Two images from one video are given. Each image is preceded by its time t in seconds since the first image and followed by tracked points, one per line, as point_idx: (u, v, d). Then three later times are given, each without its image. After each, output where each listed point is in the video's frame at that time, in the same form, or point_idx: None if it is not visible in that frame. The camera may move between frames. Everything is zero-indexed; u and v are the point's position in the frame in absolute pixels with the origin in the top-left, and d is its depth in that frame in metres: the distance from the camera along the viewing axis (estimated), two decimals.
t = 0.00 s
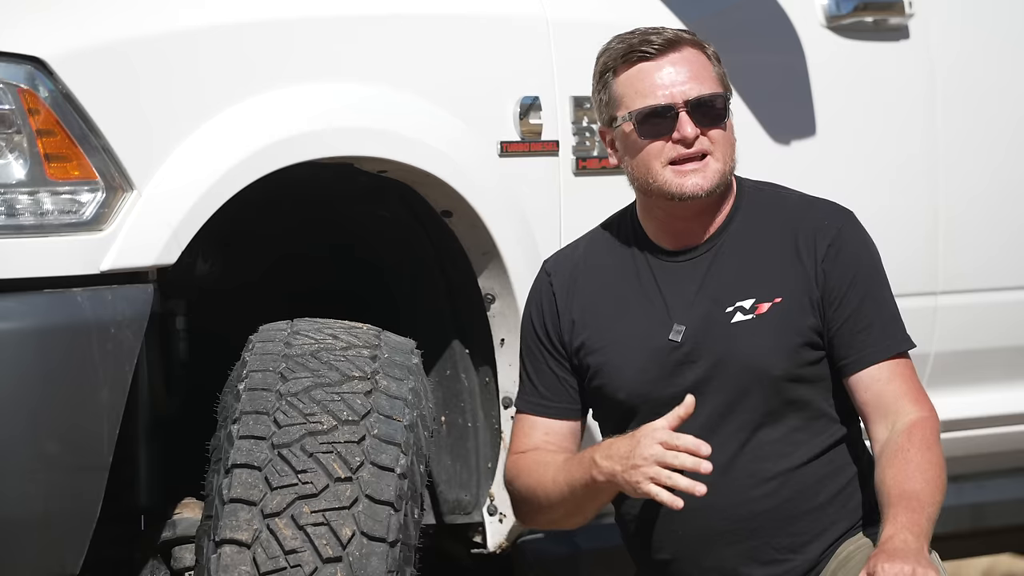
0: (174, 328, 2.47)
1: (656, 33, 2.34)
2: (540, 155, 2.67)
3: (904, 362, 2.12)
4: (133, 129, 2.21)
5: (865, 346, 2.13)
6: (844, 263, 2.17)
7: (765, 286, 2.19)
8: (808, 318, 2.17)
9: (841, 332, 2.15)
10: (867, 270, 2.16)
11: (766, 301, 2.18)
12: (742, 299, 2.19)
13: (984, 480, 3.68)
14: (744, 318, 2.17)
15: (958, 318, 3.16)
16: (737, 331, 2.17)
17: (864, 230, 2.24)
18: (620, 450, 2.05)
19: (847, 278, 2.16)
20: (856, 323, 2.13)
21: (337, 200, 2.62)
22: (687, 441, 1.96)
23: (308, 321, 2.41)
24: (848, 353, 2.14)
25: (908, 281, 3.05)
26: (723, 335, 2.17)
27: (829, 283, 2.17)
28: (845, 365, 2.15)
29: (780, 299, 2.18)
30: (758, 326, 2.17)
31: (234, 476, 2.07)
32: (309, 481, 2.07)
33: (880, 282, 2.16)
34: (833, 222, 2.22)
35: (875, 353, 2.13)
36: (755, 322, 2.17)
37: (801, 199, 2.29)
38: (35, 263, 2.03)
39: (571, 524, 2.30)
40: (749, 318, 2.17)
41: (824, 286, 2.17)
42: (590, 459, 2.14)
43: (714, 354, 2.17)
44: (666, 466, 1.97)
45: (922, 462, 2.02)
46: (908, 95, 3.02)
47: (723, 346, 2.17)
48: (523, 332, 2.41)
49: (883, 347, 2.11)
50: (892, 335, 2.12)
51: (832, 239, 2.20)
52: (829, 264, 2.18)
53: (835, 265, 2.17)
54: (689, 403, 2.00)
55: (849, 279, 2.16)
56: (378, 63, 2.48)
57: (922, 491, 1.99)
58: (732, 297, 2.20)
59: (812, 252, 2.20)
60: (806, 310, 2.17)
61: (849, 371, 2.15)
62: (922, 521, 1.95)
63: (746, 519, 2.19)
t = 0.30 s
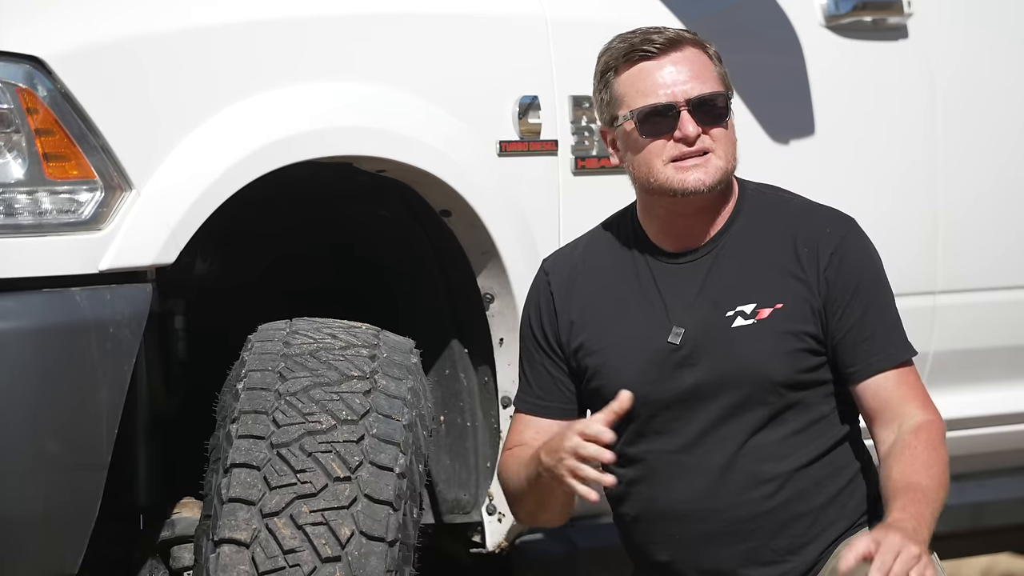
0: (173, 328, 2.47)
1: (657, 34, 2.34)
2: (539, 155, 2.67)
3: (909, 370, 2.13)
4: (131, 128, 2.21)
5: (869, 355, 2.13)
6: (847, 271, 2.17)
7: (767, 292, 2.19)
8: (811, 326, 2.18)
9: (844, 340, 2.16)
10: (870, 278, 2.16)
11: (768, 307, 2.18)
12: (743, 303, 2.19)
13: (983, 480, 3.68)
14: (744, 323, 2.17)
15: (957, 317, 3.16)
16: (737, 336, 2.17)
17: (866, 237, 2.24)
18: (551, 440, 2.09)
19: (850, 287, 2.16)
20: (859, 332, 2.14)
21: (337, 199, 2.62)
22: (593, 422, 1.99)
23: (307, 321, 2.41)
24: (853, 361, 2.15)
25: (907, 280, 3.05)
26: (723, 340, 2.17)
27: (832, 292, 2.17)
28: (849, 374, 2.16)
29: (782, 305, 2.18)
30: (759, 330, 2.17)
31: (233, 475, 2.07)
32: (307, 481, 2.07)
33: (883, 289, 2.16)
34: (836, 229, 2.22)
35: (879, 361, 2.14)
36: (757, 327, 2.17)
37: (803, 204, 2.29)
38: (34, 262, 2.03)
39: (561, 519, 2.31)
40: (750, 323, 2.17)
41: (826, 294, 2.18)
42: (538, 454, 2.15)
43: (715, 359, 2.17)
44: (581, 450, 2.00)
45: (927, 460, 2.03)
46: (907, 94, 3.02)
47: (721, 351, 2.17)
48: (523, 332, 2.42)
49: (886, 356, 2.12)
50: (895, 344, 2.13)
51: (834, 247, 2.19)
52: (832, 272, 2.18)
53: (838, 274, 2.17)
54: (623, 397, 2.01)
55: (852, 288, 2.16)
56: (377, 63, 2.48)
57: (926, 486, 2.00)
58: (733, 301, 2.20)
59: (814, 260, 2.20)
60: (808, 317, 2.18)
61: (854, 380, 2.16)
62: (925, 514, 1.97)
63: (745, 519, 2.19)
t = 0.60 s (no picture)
0: (172, 329, 2.47)
1: (661, 42, 2.33)
2: (538, 156, 2.67)
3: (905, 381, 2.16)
4: (131, 129, 2.21)
5: (868, 363, 2.16)
6: (851, 280, 2.19)
7: (770, 297, 2.19)
8: (814, 333, 2.19)
9: (844, 348, 2.18)
10: (873, 289, 2.18)
11: (771, 311, 2.18)
12: (746, 307, 2.19)
13: (982, 481, 3.67)
14: (748, 327, 2.18)
15: (956, 318, 3.16)
16: (739, 339, 2.17)
17: (871, 247, 2.25)
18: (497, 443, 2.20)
19: (853, 295, 2.18)
20: (859, 342, 2.17)
21: (336, 201, 2.62)
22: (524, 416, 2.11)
23: (306, 322, 2.41)
24: (852, 369, 2.18)
25: (906, 281, 3.05)
26: (724, 343, 2.17)
27: (835, 300, 2.19)
28: (848, 381, 2.19)
29: (786, 310, 2.18)
30: (762, 335, 2.17)
31: (232, 476, 2.07)
32: (306, 482, 2.07)
33: (884, 301, 2.18)
34: (841, 238, 2.22)
35: (878, 370, 2.17)
36: (759, 332, 2.17)
37: (809, 210, 2.28)
38: (33, 263, 2.03)
39: (539, 516, 2.34)
40: (753, 327, 2.17)
41: (829, 302, 2.20)
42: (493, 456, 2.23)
43: (715, 363, 2.17)
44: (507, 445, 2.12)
45: (903, 443, 2.06)
46: (907, 95, 3.02)
47: (722, 354, 2.17)
48: (523, 329, 2.41)
49: (885, 365, 2.15)
50: (894, 355, 2.15)
51: (839, 255, 2.20)
52: (836, 280, 2.20)
53: (842, 283, 2.19)
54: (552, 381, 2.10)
55: (855, 297, 2.17)
56: (377, 64, 2.48)
57: (893, 456, 2.03)
58: (736, 305, 2.20)
59: (819, 267, 2.21)
60: (811, 323, 2.19)
61: (852, 387, 2.19)
62: (879, 467, 1.99)
63: (745, 522, 2.19)
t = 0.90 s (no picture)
0: (172, 330, 2.47)
1: (654, 58, 2.23)
2: (538, 156, 2.67)
3: (899, 381, 2.15)
4: (131, 130, 2.21)
5: (861, 364, 2.15)
6: (845, 280, 2.18)
7: (765, 297, 2.20)
8: (807, 334, 2.19)
9: (838, 348, 2.18)
10: (867, 289, 2.17)
11: (765, 312, 2.18)
12: (741, 309, 2.19)
13: (981, 481, 3.67)
14: (743, 329, 2.18)
15: (956, 318, 3.16)
16: (735, 341, 2.17)
17: (867, 245, 2.24)
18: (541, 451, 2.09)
19: (847, 295, 2.17)
20: (851, 343, 2.16)
21: (336, 201, 2.62)
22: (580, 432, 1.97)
23: (306, 322, 2.41)
24: (846, 369, 2.17)
25: (906, 281, 3.05)
26: (720, 345, 2.18)
27: (829, 299, 2.18)
28: (842, 381, 2.18)
29: (780, 311, 2.18)
30: (757, 336, 2.17)
31: (232, 476, 2.07)
32: (306, 482, 2.07)
33: (879, 300, 2.17)
34: (836, 238, 2.22)
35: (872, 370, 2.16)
36: (754, 333, 2.17)
37: (805, 210, 2.28)
38: (33, 263, 2.03)
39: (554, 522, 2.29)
40: (747, 328, 2.18)
41: (824, 302, 2.19)
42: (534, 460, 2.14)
43: (711, 364, 2.17)
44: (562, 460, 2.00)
45: (892, 440, 2.06)
46: (906, 95, 3.02)
47: (718, 355, 2.17)
48: (521, 329, 2.41)
49: (879, 366, 2.14)
50: (888, 355, 2.14)
51: (834, 254, 2.20)
52: (830, 280, 2.19)
53: (835, 283, 2.18)
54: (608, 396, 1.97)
55: (848, 297, 2.17)
56: (376, 64, 2.48)
57: (878, 452, 2.03)
58: (732, 307, 2.20)
59: (813, 267, 2.20)
60: (805, 324, 2.19)
61: (846, 387, 2.18)
62: (861, 459, 1.99)
63: (745, 523, 2.19)
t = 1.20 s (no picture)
0: (171, 330, 2.47)
1: (647, 73, 2.21)
2: (538, 157, 2.67)
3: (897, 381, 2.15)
4: (130, 131, 2.21)
5: (858, 365, 2.15)
6: (841, 280, 2.18)
7: (763, 298, 2.20)
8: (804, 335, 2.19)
9: (835, 348, 2.18)
10: (863, 289, 2.17)
11: (762, 314, 2.19)
12: (739, 310, 2.20)
13: (981, 482, 3.67)
14: (740, 330, 2.18)
15: (955, 319, 3.16)
16: (732, 343, 2.18)
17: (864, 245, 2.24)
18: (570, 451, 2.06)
19: (843, 295, 2.18)
20: (848, 344, 2.16)
21: (335, 202, 2.62)
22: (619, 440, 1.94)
23: (305, 324, 2.41)
24: (843, 369, 2.17)
25: (906, 282, 3.05)
26: (717, 347, 2.18)
27: (825, 299, 2.19)
28: (839, 381, 2.18)
29: (778, 311, 2.19)
30: (754, 337, 2.18)
31: (232, 477, 2.07)
32: (306, 483, 2.07)
33: (876, 300, 2.17)
34: (833, 238, 2.22)
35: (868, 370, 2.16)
36: (752, 334, 2.18)
37: (802, 210, 2.28)
38: (32, 264, 2.03)
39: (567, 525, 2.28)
40: (744, 330, 2.18)
41: (820, 302, 2.19)
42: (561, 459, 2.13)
43: (709, 365, 2.18)
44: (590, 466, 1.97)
45: (889, 440, 2.06)
46: (905, 96, 3.02)
47: (717, 356, 2.17)
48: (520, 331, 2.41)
49: (875, 366, 2.14)
50: (885, 356, 2.14)
51: (830, 254, 2.20)
52: (826, 281, 2.19)
53: (832, 284, 2.18)
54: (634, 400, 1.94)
55: (844, 297, 2.17)
56: (375, 64, 2.48)
57: (875, 451, 2.03)
58: (728, 308, 2.20)
59: (810, 267, 2.21)
60: (801, 325, 2.19)
61: (843, 388, 2.18)
62: (858, 458, 1.99)
63: (744, 524, 2.19)
